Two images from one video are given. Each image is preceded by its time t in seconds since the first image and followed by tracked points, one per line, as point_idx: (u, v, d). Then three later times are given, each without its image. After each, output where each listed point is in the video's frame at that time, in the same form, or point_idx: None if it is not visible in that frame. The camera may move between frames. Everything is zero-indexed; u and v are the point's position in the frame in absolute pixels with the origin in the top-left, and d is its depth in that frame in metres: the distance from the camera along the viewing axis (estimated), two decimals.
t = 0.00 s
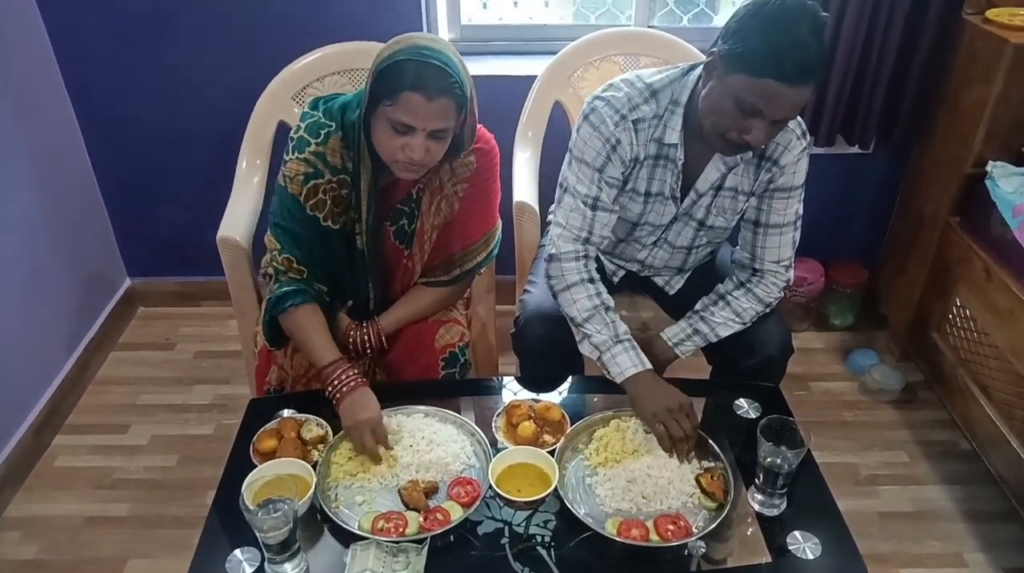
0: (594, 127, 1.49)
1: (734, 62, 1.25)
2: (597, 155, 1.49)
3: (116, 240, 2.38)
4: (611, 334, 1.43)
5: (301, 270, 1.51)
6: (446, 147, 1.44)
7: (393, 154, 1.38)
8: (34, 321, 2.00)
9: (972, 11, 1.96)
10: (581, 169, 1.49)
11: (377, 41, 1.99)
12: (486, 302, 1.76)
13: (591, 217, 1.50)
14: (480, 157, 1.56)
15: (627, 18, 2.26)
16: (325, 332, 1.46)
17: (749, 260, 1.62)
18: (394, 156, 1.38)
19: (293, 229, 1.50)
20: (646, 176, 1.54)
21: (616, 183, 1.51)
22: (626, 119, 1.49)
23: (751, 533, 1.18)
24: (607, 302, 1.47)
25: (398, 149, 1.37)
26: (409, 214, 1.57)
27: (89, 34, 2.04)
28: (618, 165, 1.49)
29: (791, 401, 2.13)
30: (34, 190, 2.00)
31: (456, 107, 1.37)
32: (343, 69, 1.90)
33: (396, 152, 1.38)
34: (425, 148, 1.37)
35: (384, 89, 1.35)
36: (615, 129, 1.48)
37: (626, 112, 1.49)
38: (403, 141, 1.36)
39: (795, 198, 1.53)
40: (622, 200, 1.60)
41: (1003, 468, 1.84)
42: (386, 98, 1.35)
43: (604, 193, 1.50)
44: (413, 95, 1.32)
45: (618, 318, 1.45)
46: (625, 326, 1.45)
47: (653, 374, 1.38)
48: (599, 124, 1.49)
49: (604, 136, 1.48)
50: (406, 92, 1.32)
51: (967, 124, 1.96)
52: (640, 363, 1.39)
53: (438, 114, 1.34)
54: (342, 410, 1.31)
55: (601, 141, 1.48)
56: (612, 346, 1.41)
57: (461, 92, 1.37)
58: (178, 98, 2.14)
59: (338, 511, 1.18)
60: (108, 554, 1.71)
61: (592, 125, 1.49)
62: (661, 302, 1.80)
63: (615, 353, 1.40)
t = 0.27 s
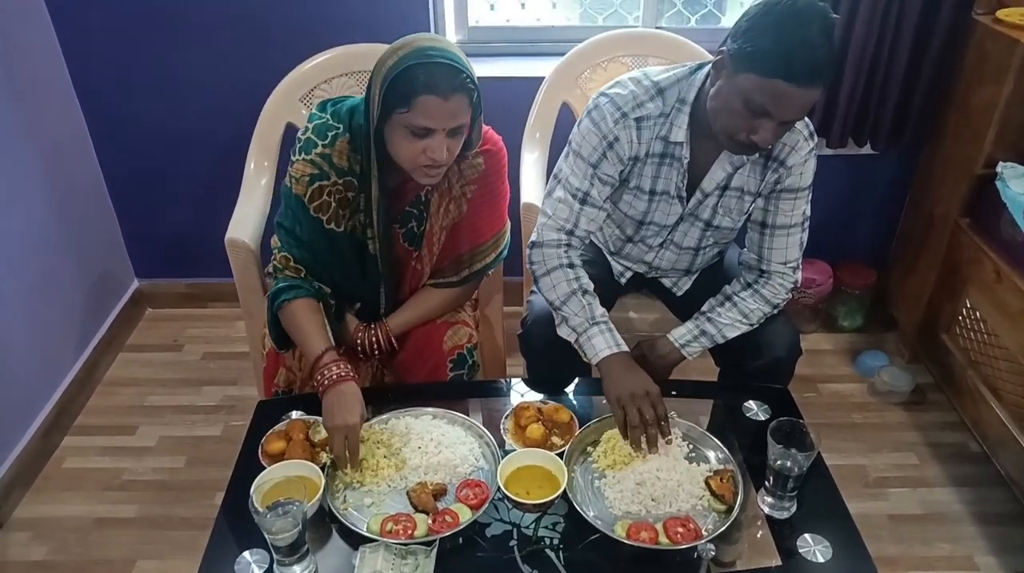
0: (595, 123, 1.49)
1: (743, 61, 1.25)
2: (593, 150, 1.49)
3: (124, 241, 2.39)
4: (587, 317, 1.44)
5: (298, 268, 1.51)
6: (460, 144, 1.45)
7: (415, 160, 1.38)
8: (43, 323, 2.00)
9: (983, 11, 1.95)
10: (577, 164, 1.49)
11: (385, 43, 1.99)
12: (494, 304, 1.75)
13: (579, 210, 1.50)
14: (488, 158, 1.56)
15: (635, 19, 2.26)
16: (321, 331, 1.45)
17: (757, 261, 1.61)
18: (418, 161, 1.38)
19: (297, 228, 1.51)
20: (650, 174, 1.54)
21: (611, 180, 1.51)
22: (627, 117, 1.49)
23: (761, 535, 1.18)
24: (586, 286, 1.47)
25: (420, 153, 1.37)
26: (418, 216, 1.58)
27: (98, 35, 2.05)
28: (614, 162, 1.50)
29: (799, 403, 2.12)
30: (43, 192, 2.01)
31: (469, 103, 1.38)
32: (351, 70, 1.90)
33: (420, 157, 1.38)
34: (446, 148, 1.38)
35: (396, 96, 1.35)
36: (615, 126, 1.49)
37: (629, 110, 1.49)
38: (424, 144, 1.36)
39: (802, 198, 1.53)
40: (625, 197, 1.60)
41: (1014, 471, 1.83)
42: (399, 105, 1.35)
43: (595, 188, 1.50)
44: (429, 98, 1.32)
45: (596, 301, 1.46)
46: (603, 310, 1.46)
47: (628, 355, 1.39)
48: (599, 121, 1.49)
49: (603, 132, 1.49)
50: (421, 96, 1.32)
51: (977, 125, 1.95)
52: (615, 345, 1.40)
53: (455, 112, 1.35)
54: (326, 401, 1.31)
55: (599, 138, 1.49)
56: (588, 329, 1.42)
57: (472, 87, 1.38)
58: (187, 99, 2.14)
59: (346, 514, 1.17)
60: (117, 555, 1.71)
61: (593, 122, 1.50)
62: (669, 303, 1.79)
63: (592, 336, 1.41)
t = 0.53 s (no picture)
0: (595, 126, 1.49)
1: (738, 58, 1.25)
2: (597, 153, 1.48)
3: (126, 244, 2.39)
4: (593, 336, 1.42)
5: (309, 282, 1.50)
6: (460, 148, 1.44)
7: (416, 167, 1.38)
8: (45, 327, 2.00)
9: (984, 8, 1.94)
10: (581, 169, 1.49)
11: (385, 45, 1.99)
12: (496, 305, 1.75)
13: (587, 215, 1.50)
14: (486, 159, 1.55)
15: (635, 19, 2.26)
16: (325, 332, 1.44)
17: (759, 260, 1.61)
18: (419, 167, 1.38)
19: (305, 241, 1.50)
20: (651, 174, 1.54)
21: (615, 183, 1.50)
22: (627, 119, 1.48)
23: (764, 535, 1.17)
24: (596, 302, 1.46)
25: (422, 160, 1.37)
26: (418, 220, 1.60)
27: (99, 39, 2.05)
28: (616, 165, 1.49)
29: (802, 402, 2.12)
30: (45, 195, 2.01)
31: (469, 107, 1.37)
32: (352, 72, 1.90)
33: (421, 164, 1.37)
34: (447, 152, 1.37)
35: (396, 103, 1.35)
36: (616, 129, 1.48)
37: (629, 112, 1.49)
38: (425, 150, 1.36)
39: (803, 197, 1.52)
40: (626, 198, 1.60)
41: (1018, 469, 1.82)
42: (400, 112, 1.35)
43: (602, 192, 1.50)
44: (429, 104, 1.32)
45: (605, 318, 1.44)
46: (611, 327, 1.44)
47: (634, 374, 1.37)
48: (600, 124, 1.49)
49: (604, 135, 1.48)
50: (421, 103, 1.32)
51: (979, 123, 1.95)
52: (621, 364, 1.38)
53: (455, 117, 1.34)
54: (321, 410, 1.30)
55: (601, 141, 1.48)
56: (594, 348, 1.40)
57: (471, 91, 1.38)
58: (188, 102, 2.14)
59: (349, 516, 1.17)
60: (120, 558, 1.71)
61: (593, 125, 1.49)
62: (671, 303, 1.79)
63: (597, 356, 1.39)
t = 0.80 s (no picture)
0: (594, 124, 1.49)
1: (742, 58, 1.25)
2: (593, 151, 1.49)
3: (125, 240, 2.38)
4: (584, 316, 1.43)
5: (296, 279, 1.52)
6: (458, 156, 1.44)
7: (407, 171, 1.38)
8: (44, 322, 2.00)
9: (985, 7, 1.94)
10: (577, 165, 1.50)
11: (385, 41, 1.98)
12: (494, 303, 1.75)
13: (581, 210, 1.50)
14: (485, 160, 1.55)
15: (636, 17, 2.26)
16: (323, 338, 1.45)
17: (759, 259, 1.61)
18: (411, 173, 1.38)
19: (295, 239, 1.50)
20: (651, 172, 1.54)
21: (613, 179, 1.50)
22: (626, 116, 1.48)
23: (762, 534, 1.17)
24: (585, 283, 1.46)
25: (415, 166, 1.36)
26: (418, 221, 1.58)
27: (98, 34, 2.05)
28: (614, 162, 1.49)
29: (801, 401, 2.12)
30: (43, 191, 2.00)
31: (469, 121, 1.37)
32: (351, 68, 1.90)
33: (413, 170, 1.37)
34: (441, 162, 1.37)
35: (396, 106, 1.34)
36: (614, 126, 1.48)
37: (628, 109, 1.49)
38: (419, 157, 1.35)
39: (804, 196, 1.52)
40: (626, 195, 1.60)
41: (1016, 468, 1.83)
42: (398, 116, 1.35)
43: (597, 188, 1.50)
44: (428, 113, 1.31)
45: (594, 298, 1.45)
46: (602, 305, 1.44)
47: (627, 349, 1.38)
48: (598, 121, 1.49)
49: (602, 132, 1.48)
50: (420, 110, 1.32)
51: (979, 122, 1.95)
52: (613, 340, 1.39)
53: (454, 129, 1.34)
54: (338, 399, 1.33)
55: (598, 138, 1.48)
56: (586, 327, 1.42)
57: (473, 104, 1.37)
58: (187, 98, 2.14)
59: (347, 513, 1.17)
60: (118, 554, 1.71)
61: (592, 122, 1.49)
62: (670, 301, 1.79)
63: (588, 333, 1.41)
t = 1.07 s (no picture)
0: (593, 118, 1.48)
1: (741, 54, 1.24)
2: (592, 145, 1.48)
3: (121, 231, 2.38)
4: (586, 310, 1.43)
5: (307, 274, 1.50)
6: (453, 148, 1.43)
7: (399, 159, 1.38)
8: (39, 314, 1.99)
9: (985, 4, 1.94)
10: (577, 159, 1.49)
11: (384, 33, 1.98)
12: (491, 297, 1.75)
13: (581, 205, 1.50)
14: (483, 151, 1.55)
15: (635, 11, 2.26)
16: (321, 323, 1.45)
17: (755, 254, 1.61)
18: (402, 160, 1.37)
19: (301, 232, 1.49)
20: (650, 166, 1.54)
21: (613, 173, 1.50)
22: (625, 110, 1.48)
23: (757, 529, 1.18)
24: (587, 277, 1.47)
25: (406, 154, 1.36)
26: (414, 211, 1.58)
27: (95, 24, 2.04)
28: (612, 156, 1.49)
29: (797, 397, 2.12)
30: (39, 181, 2.00)
31: (463, 111, 1.36)
32: (350, 60, 1.89)
33: (404, 157, 1.37)
34: (433, 151, 1.36)
35: (389, 93, 1.34)
36: (613, 120, 1.48)
37: (626, 103, 1.48)
38: (411, 145, 1.35)
39: (802, 191, 1.52)
40: (624, 189, 1.60)
41: (1011, 465, 1.83)
42: (392, 102, 1.34)
43: (597, 182, 1.50)
44: (419, 100, 1.31)
45: (596, 293, 1.45)
46: (604, 298, 1.45)
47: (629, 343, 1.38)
48: (598, 115, 1.48)
49: (601, 126, 1.48)
50: (412, 97, 1.31)
51: (977, 119, 1.95)
52: (616, 334, 1.39)
53: (446, 118, 1.33)
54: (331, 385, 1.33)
55: (597, 132, 1.48)
56: (589, 321, 1.42)
57: (467, 95, 1.36)
58: (184, 89, 2.13)
59: (343, 505, 1.17)
60: (112, 546, 1.71)
61: (591, 116, 1.49)
62: (667, 296, 1.79)
63: (591, 328, 1.41)
